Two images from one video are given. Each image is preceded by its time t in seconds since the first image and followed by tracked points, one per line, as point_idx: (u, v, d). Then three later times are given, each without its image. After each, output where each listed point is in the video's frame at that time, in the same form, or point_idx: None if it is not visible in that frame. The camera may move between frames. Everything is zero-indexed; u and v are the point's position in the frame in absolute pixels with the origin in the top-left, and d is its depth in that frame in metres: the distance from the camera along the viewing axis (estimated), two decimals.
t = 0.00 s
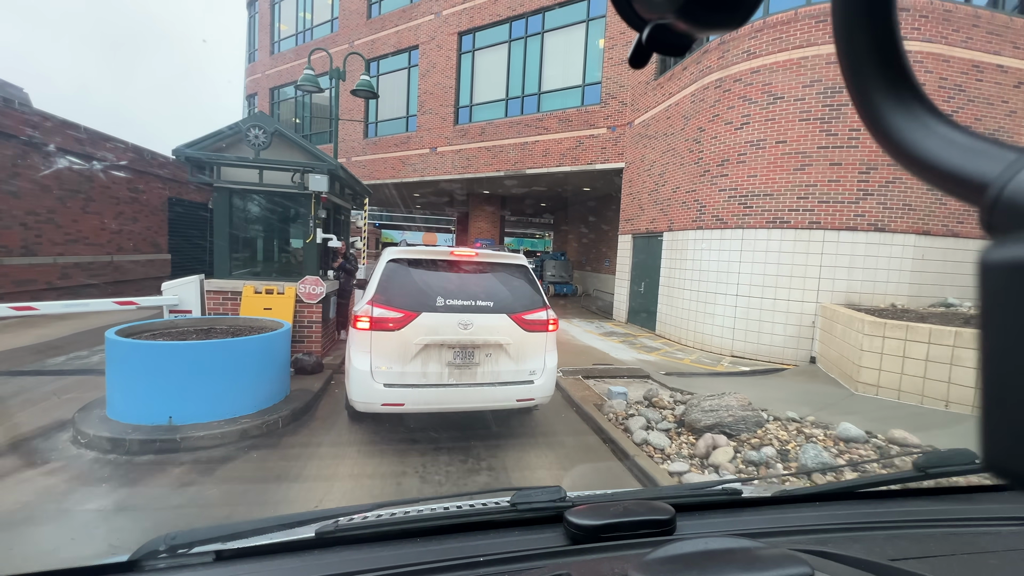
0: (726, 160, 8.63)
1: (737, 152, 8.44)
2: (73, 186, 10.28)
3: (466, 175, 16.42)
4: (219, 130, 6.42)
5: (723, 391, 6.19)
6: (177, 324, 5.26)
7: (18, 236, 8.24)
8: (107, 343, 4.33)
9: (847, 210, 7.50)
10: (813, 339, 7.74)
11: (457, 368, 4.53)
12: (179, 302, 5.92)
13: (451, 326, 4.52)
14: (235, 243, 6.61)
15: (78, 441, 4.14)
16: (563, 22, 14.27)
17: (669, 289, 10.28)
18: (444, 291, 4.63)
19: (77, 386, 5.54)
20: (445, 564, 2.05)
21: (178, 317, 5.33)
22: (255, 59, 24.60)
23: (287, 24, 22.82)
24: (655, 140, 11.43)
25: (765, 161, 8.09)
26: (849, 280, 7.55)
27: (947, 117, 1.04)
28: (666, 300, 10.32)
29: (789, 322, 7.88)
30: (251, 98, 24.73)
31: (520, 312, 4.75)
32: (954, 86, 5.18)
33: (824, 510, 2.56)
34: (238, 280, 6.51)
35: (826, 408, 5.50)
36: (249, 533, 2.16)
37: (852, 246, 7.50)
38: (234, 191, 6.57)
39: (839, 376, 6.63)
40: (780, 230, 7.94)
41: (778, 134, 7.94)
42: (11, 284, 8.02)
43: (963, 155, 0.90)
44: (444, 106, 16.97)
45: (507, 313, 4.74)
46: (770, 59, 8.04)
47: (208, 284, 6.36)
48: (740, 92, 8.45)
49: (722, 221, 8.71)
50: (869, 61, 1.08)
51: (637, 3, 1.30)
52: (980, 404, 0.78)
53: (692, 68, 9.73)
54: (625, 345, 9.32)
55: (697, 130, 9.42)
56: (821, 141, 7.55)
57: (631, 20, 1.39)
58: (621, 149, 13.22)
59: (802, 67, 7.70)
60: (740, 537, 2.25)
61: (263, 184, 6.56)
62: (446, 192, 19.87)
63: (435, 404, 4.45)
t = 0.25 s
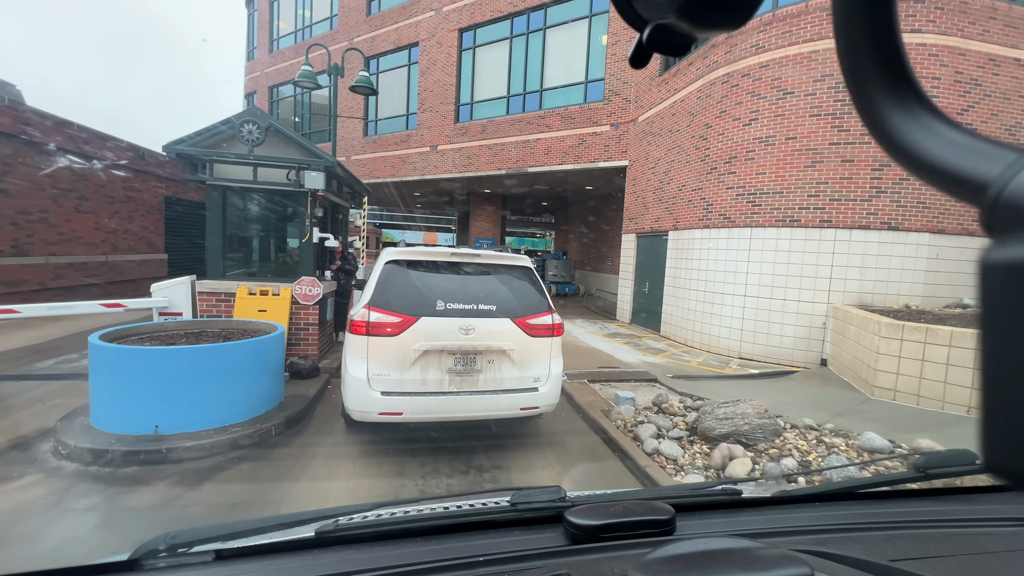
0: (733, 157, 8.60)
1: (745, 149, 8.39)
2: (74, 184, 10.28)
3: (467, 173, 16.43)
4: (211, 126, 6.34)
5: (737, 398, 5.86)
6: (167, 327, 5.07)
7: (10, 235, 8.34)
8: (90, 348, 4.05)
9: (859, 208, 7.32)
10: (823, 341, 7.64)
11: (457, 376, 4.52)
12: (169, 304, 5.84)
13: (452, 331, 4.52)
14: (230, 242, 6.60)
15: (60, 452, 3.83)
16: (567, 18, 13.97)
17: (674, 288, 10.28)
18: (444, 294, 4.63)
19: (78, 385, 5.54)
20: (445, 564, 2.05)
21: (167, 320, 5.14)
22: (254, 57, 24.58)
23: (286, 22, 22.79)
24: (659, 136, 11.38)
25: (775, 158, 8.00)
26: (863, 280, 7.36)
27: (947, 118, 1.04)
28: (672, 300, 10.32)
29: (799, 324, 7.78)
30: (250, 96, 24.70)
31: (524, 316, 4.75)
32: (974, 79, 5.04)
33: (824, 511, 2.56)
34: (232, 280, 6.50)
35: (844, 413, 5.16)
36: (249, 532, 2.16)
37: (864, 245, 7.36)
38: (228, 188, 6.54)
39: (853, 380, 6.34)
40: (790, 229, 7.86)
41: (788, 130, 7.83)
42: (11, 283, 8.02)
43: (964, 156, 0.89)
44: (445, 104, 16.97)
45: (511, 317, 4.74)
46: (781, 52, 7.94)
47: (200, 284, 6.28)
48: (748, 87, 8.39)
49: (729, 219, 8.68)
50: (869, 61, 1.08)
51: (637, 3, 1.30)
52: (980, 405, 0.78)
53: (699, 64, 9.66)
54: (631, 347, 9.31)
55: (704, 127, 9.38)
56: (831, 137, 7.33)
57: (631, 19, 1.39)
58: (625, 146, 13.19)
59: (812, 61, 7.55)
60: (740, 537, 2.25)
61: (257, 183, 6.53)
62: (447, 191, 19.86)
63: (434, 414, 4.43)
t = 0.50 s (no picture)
0: (739, 155, 8.59)
1: (750, 147, 8.37)
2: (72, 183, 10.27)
3: (468, 172, 16.43)
4: (207, 123, 6.29)
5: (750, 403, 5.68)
6: (160, 330, 5.05)
7: (6, 235, 8.34)
8: (79, 352, 4.00)
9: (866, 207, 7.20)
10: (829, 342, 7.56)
11: (457, 377, 4.52)
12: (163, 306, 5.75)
13: (452, 331, 4.52)
14: (226, 242, 6.55)
15: (47, 460, 3.74)
16: (565, 15, 14.06)
17: (677, 288, 10.29)
18: (443, 295, 4.63)
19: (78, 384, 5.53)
20: (445, 563, 2.05)
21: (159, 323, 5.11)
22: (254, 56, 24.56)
23: (286, 20, 22.81)
24: (662, 134, 11.36)
25: (780, 156, 7.95)
26: (873, 280, 7.22)
27: (946, 118, 1.04)
28: (675, 300, 10.32)
29: (805, 324, 7.72)
30: (250, 96, 24.67)
31: (524, 316, 4.76)
32: (982, 75, 4.97)
33: (824, 511, 2.56)
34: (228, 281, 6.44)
35: (855, 418, 4.99)
36: (249, 532, 2.16)
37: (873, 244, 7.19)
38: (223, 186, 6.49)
39: (863, 382, 6.19)
40: (797, 228, 7.82)
41: (794, 128, 7.75)
42: (10, 283, 8.00)
43: (965, 156, 0.89)
44: (445, 102, 16.96)
45: (511, 317, 4.74)
46: (787, 48, 7.76)
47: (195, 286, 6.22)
48: (753, 84, 8.35)
49: (734, 218, 8.67)
50: (870, 62, 1.08)
51: (638, 2, 1.31)
52: (981, 404, 0.78)
53: (704, 60, 9.64)
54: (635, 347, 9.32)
55: (708, 125, 9.36)
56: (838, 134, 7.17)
57: (631, 19, 1.39)
58: (628, 145, 13.18)
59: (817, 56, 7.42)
60: (740, 537, 2.25)
61: (253, 181, 6.50)
62: (448, 190, 19.85)
63: (433, 415, 4.43)
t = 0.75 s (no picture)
0: (741, 154, 8.59)
1: (753, 146, 8.36)
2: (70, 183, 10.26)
3: (468, 171, 16.43)
4: (204, 121, 6.27)
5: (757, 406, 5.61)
6: (155, 331, 5.06)
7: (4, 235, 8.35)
8: (70, 355, 3.96)
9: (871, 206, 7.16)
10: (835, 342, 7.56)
11: (455, 377, 4.52)
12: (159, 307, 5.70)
13: (450, 331, 4.52)
14: (224, 242, 6.55)
15: (38, 464, 3.69)
16: (566, 14, 14.08)
17: (680, 288, 10.30)
18: (441, 294, 4.63)
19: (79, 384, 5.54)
20: (445, 562, 2.05)
21: (155, 324, 5.14)
22: (254, 55, 24.54)
23: (286, 19, 22.82)
24: (664, 132, 11.35)
25: (784, 155, 7.93)
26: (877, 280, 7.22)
27: (947, 117, 1.04)
28: (678, 300, 10.33)
29: (810, 325, 7.71)
30: (249, 95, 24.64)
31: (522, 315, 4.76)
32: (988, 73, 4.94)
33: (824, 511, 2.56)
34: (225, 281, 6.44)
35: (862, 420, 4.91)
36: (249, 530, 2.16)
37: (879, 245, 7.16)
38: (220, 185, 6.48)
39: (870, 384, 6.14)
40: (800, 228, 7.81)
41: (797, 126, 7.71)
42: (10, 283, 8.01)
43: (965, 156, 0.90)
44: (445, 101, 16.96)
45: (509, 316, 4.74)
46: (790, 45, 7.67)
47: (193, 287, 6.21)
48: (757, 82, 8.33)
49: (737, 218, 8.68)
50: (872, 62, 1.08)
51: (637, 3, 1.31)
52: (978, 405, 0.79)
53: (707, 58, 9.63)
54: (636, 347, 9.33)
55: (711, 123, 9.35)
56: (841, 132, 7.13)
57: (631, 18, 1.39)
58: (628, 144, 13.16)
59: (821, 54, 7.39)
60: (739, 536, 2.25)
61: (251, 180, 6.48)
62: (449, 189, 19.84)
63: (431, 414, 4.43)
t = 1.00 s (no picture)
0: (743, 153, 8.58)
1: (756, 145, 8.33)
2: (68, 182, 10.24)
3: (468, 171, 16.43)
4: (202, 120, 6.28)
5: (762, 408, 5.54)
6: (153, 332, 5.05)
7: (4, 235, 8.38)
8: (66, 357, 3.98)
9: (875, 206, 7.15)
10: (838, 343, 7.55)
11: (453, 374, 4.53)
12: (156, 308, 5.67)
13: (447, 329, 4.51)
14: (223, 242, 6.55)
15: (32, 468, 3.67)
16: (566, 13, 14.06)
17: (682, 288, 10.30)
18: (439, 293, 4.63)
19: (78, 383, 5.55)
20: (445, 561, 2.06)
21: (153, 325, 5.13)
22: (254, 54, 24.56)
23: (286, 19, 22.84)
24: (665, 131, 11.35)
25: (786, 154, 7.91)
26: (881, 280, 7.23)
27: (948, 117, 1.04)
28: (679, 300, 10.33)
29: (812, 325, 7.70)
30: (249, 94, 24.61)
31: (519, 314, 4.75)
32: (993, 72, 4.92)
33: (824, 510, 2.56)
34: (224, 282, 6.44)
35: (867, 422, 4.83)
36: (249, 530, 2.17)
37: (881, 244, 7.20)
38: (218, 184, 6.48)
39: (873, 385, 6.09)
40: (803, 227, 7.79)
41: (801, 125, 7.70)
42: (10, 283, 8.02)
43: (965, 156, 0.90)
44: (446, 101, 16.94)
45: (506, 315, 4.74)
46: (794, 44, 7.65)
47: (191, 287, 6.22)
48: (759, 80, 8.30)
49: (739, 217, 8.66)
50: (872, 61, 1.08)
51: (638, 2, 1.31)
52: (978, 407, 0.79)
53: (709, 57, 9.63)
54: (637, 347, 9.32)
55: (712, 122, 9.34)
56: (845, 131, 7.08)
57: (631, 18, 1.39)
58: (629, 143, 13.16)
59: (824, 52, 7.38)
60: (739, 536, 2.26)
61: (249, 178, 6.48)
62: (449, 189, 19.83)
63: (429, 411, 4.44)
